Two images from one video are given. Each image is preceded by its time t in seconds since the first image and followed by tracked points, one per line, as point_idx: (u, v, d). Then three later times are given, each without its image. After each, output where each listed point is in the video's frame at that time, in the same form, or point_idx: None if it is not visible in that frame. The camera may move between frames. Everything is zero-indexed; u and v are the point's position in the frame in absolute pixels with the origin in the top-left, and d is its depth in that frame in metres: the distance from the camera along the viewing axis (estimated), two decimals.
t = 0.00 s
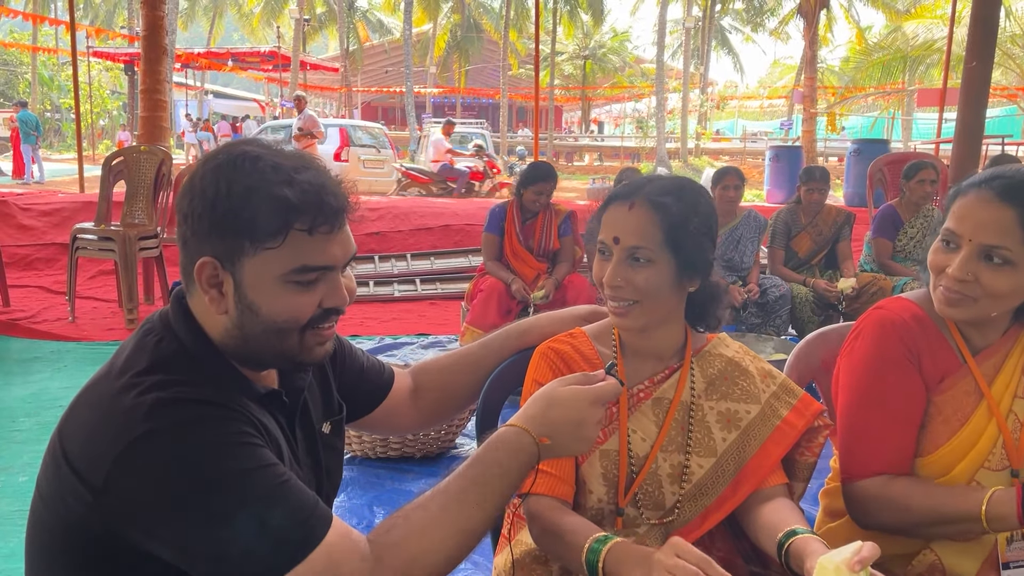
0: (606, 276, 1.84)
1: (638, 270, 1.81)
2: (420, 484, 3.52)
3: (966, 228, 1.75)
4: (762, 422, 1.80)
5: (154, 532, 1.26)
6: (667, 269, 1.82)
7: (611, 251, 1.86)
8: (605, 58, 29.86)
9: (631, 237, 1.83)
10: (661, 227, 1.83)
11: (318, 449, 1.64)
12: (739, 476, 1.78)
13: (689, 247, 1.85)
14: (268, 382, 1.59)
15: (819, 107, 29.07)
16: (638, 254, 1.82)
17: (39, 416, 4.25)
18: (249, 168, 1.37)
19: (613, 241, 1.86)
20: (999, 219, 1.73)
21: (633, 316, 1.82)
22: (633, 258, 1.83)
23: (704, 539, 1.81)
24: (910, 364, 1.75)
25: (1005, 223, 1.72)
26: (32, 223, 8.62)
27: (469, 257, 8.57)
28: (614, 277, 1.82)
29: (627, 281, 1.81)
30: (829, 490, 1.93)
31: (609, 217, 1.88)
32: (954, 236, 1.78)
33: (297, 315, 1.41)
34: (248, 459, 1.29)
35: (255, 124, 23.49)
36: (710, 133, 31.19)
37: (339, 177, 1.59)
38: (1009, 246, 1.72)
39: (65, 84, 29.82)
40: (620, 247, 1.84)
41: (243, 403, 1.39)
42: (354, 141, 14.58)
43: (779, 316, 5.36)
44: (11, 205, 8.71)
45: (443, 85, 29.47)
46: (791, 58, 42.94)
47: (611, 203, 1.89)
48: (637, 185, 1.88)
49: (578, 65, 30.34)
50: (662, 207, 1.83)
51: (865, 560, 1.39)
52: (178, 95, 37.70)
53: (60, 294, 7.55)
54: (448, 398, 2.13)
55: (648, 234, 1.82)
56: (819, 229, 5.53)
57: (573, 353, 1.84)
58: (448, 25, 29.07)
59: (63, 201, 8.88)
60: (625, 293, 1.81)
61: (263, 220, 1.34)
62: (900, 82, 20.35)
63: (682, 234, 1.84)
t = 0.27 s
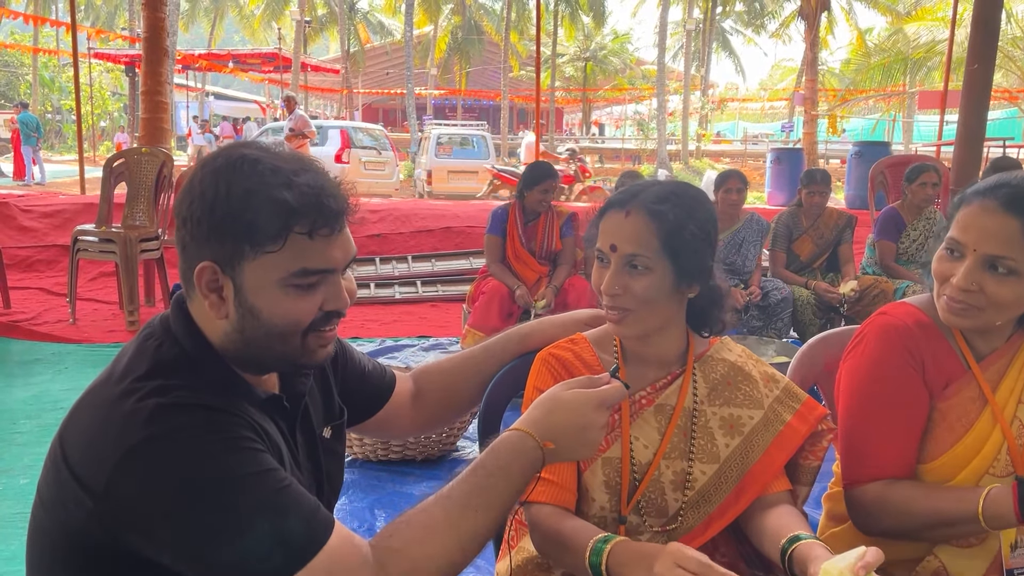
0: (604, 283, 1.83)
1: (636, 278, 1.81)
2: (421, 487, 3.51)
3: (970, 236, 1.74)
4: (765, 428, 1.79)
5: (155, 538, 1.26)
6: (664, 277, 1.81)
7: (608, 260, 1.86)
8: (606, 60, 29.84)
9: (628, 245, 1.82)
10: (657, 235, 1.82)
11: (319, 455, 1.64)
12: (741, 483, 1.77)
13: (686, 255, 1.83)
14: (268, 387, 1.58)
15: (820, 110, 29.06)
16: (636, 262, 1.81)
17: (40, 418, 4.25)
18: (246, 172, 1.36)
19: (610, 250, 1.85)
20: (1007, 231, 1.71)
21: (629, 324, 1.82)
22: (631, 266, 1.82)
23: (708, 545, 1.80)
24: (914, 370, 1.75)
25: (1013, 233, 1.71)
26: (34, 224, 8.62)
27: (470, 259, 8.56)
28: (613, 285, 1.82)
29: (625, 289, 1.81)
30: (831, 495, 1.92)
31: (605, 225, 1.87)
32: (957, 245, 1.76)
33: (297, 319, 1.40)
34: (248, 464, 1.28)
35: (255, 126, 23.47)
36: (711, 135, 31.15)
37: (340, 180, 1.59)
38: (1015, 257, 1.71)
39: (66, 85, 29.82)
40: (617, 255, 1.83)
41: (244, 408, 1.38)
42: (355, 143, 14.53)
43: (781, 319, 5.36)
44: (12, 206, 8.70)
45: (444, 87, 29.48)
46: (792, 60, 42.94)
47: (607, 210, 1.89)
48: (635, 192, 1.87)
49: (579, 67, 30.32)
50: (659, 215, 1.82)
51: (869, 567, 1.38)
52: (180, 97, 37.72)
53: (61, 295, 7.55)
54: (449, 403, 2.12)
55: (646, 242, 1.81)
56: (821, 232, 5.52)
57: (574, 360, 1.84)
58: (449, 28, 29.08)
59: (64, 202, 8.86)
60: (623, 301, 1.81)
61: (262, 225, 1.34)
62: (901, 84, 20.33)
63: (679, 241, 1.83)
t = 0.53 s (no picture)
0: (601, 287, 1.84)
1: (634, 280, 1.81)
2: (421, 489, 3.51)
3: (974, 242, 1.74)
4: (766, 431, 1.79)
5: (153, 540, 1.26)
6: (662, 278, 1.81)
7: (604, 264, 1.86)
8: (606, 63, 29.84)
9: (623, 248, 1.82)
10: (652, 237, 1.82)
11: (319, 457, 1.64)
12: (742, 486, 1.77)
13: (682, 256, 1.83)
14: (267, 389, 1.58)
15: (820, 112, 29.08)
16: (632, 265, 1.81)
17: (40, 420, 4.24)
18: (245, 174, 1.36)
19: (605, 253, 1.85)
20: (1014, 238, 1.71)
21: (626, 328, 1.82)
22: (628, 268, 1.82)
23: (708, 548, 1.81)
24: (916, 374, 1.75)
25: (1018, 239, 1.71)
26: (34, 226, 8.62)
27: (470, 261, 8.56)
28: (610, 288, 1.82)
29: (621, 292, 1.81)
30: (834, 497, 1.92)
31: (600, 228, 1.87)
32: (961, 250, 1.76)
33: (296, 322, 1.40)
34: (247, 468, 1.28)
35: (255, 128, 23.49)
36: (711, 137, 31.15)
37: (341, 183, 1.59)
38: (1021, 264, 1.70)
39: (66, 87, 29.83)
40: (613, 259, 1.83)
41: (243, 412, 1.38)
42: (355, 145, 14.55)
43: (781, 321, 5.35)
44: (12, 208, 8.70)
45: (444, 89, 29.50)
46: (792, 62, 42.95)
47: (602, 214, 1.89)
48: (631, 195, 1.87)
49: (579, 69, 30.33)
50: (653, 217, 1.82)
51: (870, 568, 1.39)
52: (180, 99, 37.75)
53: (62, 297, 7.55)
54: (449, 405, 2.12)
55: (640, 244, 1.81)
56: (821, 234, 5.52)
57: (571, 364, 1.85)
58: (449, 30, 29.10)
59: (65, 204, 8.85)
60: (621, 304, 1.81)
61: (262, 228, 1.34)
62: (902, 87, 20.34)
63: (675, 242, 1.82)
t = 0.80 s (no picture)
0: (596, 290, 1.84)
1: (629, 283, 1.81)
2: (421, 491, 3.51)
3: (971, 245, 1.75)
4: (761, 432, 1.80)
5: (154, 542, 1.26)
6: (656, 281, 1.81)
7: (599, 265, 1.86)
8: (606, 64, 29.84)
9: (619, 250, 1.82)
10: (645, 240, 1.81)
11: (319, 459, 1.64)
12: (739, 488, 1.78)
13: (676, 255, 1.83)
14: (268, 390, 1.59)
15: (820, 113, 29.08)
16: (627, 266, 1.81)
17: (41, 422, 4.25)
18: (233, 175, 1.37)
19: (599, 255, 1.85)
20: (1004, 237, 1.72)
21: (621, 332, 1.82)
22: (622, 272, 1.82)
23: (708, 549, 1.81)
24: (911, 374, 1.76)
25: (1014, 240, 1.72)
26: (35, 229, 8.64)
27: (471, 263, 8.56)
28: (605, 291, 1.82)
29: (618, 295, 1.81)
30: (833, 498, 1.93)
31: (593, 230, 1.86)
32: (960, 253, 1.77)
33: (290, 320, 1.41)
34: (245, 470, 1.29)
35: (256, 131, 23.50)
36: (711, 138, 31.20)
37: (335, 183, 1.59)
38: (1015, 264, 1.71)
39: (66, 90, 29.84)
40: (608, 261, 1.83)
41: (241, 414, 1.39)
42: (355, 147, 14.58)
43: (781, 322, 5.36)
44: (13, 211, 8.72)
45: (444, 91, 29.54)
46: (792, 64, 42.96)
47: (595, 215, 1.88)
48: (623, 196, 1.87)
49: (580, 71, 30.37)
50: (647, 219, 1.82)
51: (869, 569, 1.39)
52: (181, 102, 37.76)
53: (62, 300, 7.55)
54: (448, 407, 2.12)
55: (633, 244, 1.81)
56: (821, 236, 5.54)
57: (566, 367, 1.86)
58: (449, 32, 29.16)
59: (65, 207, 8.86)
60: (615, 308, 1.82)
61: (250, 227, 1.35)
62: (902, 88, 20.34)
63: (668, 246, 1.82)
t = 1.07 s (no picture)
0: (602, 279, 1.85)
1: (634, 270, 1.83)
2: (422, 492, 3.52)
3: (970, 244, 1.75)
4: (758, 432, 1.80)
5: (152, 543, 1.27)
6: (662, 271, 1.84)
7: (605, 255, 1.87)
8: (606, 65, 29.85)
9: (626, 237, 1.84)
10: (656, 227, 1.84)
11: (318, 458, 1.65)
12: (736, 489, 1.79)
13: (683, 248, 1.86)
14: (267, 390, 1.60)
15: (820, 114, 29.07)
16: (635, 255, 1.84)
17: (42, 424, 4.26)
18: (229, 174, 1.38)
19: (606, 244, 1.87)
20: (1003, 235, 1.73)
21: (627, 322, 1.83)
22: (630, 258, 1.84)
23: (706, 549, 1.82)
24: (907, 373, 1.76)
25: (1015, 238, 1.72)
26: (35, 231, 8.65)
27: (471, 264, 8.57)
28: (610, 280, 1.83)
29: (624, 283, 1.82)
30: (831, 498, 1.94)
31: (600, 220, 1.89)
32: (958, 252, 1.78)
33: (287, 318, 1.41)
34: (243, 470, 1.29)
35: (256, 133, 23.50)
36: (710, 139, 31.21)
37: (334, 183, 1.60)
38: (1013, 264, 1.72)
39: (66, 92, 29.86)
40: (616, 249, 1.85)
41: (240, 413, 1.39)
42: (355, 149, 14.60)
43: (781, 323, 5.37)
44: (13, 213, 8.73)
45: (444, 93, 29.56)
46: (792, 65, 42.98)
47: (602, 206, 1.90)
48: (627, 190, 1.90)
49: (579, 72, 30.39)
50: (657, 208, 1.85)
51: (866, 569, 1.39)
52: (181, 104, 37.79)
53: (63, 302, 7.57)
54: (447, 408, 2.13)
55: (643, 232, 1.84)
56: (821, 236, 5.54)
57: (563, 370, 1.86)
58: (449, 33, 29.18)
59: (65, 209, 8.86)
60: (621, 295, 1.82)
61: (248, 224, 1.35)
62: (902, 89, 20.34)
63: (677, 236, 1.86)
